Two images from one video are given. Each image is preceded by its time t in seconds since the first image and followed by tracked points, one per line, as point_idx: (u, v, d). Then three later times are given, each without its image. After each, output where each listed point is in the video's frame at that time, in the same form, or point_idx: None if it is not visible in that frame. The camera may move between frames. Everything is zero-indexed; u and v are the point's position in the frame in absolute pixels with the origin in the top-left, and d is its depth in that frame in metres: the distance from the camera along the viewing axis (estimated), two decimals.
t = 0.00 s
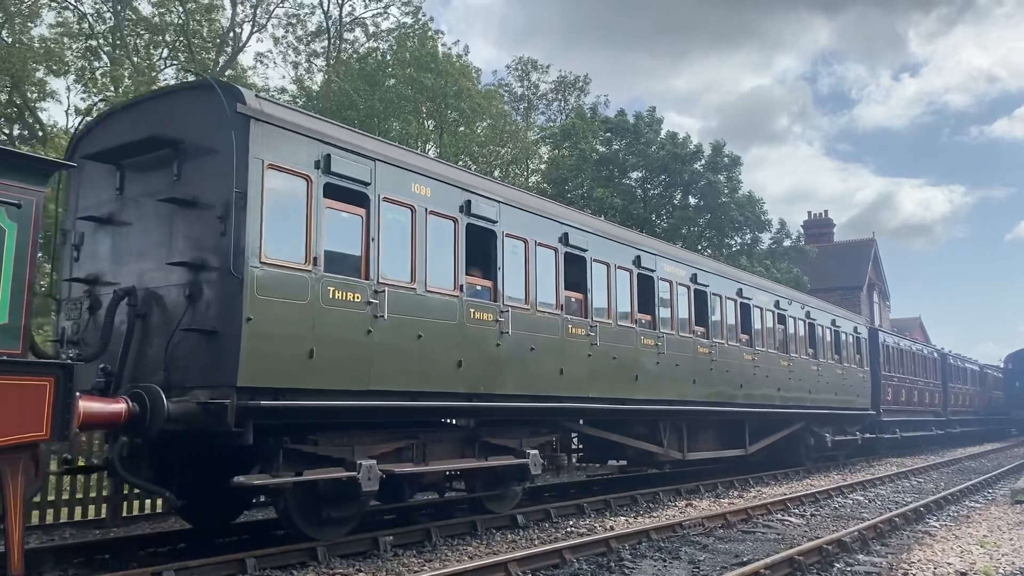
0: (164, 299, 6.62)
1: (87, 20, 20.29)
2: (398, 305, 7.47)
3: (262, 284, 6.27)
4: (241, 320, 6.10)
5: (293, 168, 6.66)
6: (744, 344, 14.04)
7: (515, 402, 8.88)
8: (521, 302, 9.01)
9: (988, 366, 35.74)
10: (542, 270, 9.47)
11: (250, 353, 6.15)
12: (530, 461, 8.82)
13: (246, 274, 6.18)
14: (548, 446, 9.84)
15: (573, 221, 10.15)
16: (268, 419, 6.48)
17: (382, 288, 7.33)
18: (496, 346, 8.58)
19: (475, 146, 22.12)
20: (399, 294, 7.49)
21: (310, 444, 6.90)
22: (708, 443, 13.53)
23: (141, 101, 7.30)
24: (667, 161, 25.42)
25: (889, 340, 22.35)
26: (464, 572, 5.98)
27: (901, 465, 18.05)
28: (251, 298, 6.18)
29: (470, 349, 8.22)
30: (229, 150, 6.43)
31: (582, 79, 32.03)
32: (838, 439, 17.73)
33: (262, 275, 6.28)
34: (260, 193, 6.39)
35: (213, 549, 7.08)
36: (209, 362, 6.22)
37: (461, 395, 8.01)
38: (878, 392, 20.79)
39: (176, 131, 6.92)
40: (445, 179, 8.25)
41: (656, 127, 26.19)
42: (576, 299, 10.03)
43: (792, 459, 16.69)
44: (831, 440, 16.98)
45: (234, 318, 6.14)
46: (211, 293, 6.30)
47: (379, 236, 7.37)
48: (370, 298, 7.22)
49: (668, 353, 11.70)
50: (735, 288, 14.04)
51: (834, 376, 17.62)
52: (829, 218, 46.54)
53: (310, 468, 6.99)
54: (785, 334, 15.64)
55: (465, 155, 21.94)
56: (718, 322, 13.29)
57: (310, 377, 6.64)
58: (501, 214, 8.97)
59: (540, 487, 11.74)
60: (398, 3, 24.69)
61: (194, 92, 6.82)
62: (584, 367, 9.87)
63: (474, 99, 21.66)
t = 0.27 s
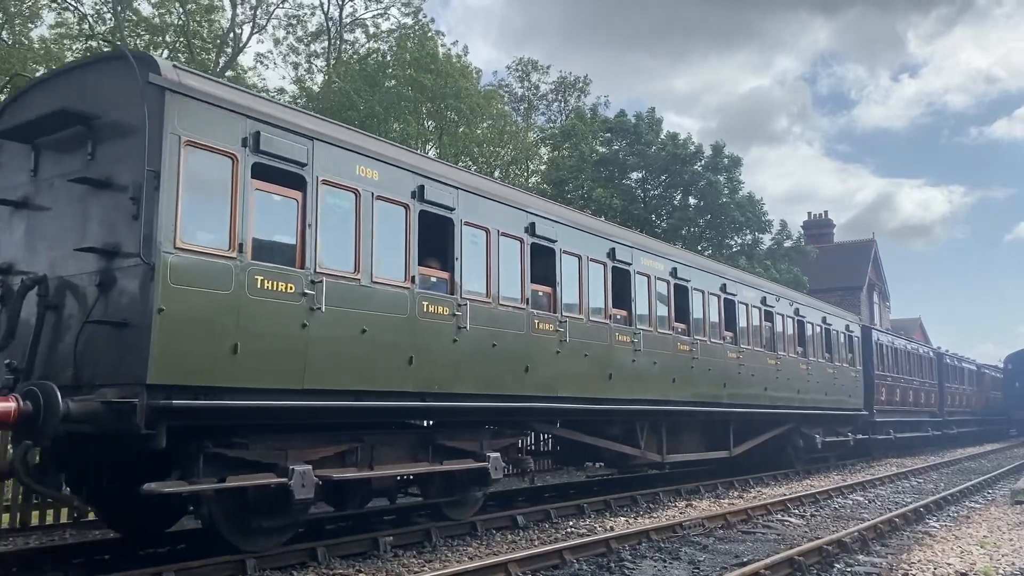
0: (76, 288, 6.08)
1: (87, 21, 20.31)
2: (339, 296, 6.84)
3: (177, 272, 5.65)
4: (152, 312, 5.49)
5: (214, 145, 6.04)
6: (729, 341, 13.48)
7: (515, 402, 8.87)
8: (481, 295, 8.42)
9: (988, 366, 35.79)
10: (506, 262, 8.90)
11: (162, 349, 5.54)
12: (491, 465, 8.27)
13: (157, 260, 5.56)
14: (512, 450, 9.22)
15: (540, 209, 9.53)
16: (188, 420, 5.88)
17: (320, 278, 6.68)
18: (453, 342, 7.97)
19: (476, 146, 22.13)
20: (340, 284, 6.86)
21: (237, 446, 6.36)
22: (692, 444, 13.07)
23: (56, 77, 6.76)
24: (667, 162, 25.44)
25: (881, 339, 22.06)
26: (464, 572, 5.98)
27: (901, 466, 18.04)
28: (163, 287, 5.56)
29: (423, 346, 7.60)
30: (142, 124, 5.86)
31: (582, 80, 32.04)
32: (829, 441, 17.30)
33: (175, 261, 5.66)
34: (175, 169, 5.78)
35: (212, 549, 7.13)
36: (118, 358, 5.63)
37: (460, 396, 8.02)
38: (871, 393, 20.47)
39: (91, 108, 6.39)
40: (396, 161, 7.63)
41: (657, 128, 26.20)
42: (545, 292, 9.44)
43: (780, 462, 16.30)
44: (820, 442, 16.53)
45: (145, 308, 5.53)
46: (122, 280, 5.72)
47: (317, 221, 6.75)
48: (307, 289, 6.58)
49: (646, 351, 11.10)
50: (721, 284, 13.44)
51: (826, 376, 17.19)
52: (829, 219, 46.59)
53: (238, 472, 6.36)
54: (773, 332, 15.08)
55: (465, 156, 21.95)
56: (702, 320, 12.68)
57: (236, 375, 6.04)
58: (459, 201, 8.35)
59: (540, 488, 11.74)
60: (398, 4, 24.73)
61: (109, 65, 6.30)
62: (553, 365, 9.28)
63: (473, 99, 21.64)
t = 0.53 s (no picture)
0: None
1: (87, 21, 20.31)
2: (272, 286, 6.37)
3: (71, 257, 5.12)
4: (43, 300, 4.97)
5: (121, 118, 5.52)
6: (712, 339, 13.09)
7: (513, 402, 8.86)
8: (435, 288, 7.94)
9: (988, 367, 35.81)
10: (463, 253, 8.42)
11: (57, 342, 5.03)
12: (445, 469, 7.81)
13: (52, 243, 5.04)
14: (471, 452, 8.80)
15: (502, 197, 9.06)
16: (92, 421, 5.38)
17: (246, 266, 6.17)
18: (403, 337, 7.49)
19: (475, 146, 22.09)
20: (268, 274, 6.35)
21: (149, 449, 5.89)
22: (673, 445, 12.68)
23: None
24: (667, 162, 25.44)
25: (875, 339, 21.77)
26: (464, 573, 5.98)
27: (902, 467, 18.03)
28: (57, 273, 5.03)
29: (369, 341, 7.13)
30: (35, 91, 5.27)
31: (582, 81, 32.03)
32: (820, 441, 16.92)
33: (70, 246, 5.13)
34: (74, 144, 5.25)
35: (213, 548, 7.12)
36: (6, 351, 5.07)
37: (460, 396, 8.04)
38: (865, 393, 20.20)
39: None
40: (338, 141, 7.15)
41: (657, 128, 26.19)
42: (509, 286, 9.02)
43: (767, 462, 15.89)
44: (810, 443, 16.18)
45: (36, 295, 4.99)
46: (12, 266, 5.14)
47: (243, 205, 6.24)
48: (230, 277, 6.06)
49: (620, 348, 10.67)
50: (702, 279, 13.08)
51: (816, 376, 16.89)
52: (829, 219, 46.60)
53: (156, 480, 5.92)
54: (759, 330, 14.68)
55: (464, 156, 21.93)
56: (681, 316, 12.28)
57: (147, 371, 5.53)
58: (410, 185, 7.86)
59: (540, 488, 11.73)
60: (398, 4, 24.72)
61: None
62: (516, 362, 8.84)
63: (473, 100, 21.60)
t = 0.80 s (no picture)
0: None
1: (87, 21, 20.33)
2: (181, 274, 5.74)
3: None
4: None
5: (8, 86, 4.97)
6: (692, 336, 12.71)
7: (509, 402, 8.87)
8: (382, 279, 7.37)
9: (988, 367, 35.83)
10: (416, 241, 7.86)
11: None
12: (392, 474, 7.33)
13: None
14: (426, 455, 8.35)
15: (460, 181, 8.53)
16: None
17: (156, 252, 5.60)
18: (344, 331, 6.92)
19: (473, 146, 22.04)
20: (183, 260, 5.77)
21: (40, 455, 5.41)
22: (651, 446, 12.45)
23: None
24: (667, 162, 25.44)
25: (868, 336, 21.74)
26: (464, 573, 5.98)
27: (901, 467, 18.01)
28: None
29: (305, 335, 6.55)
30: None
31: (582, 81, 32.02)
32: (807, 442, 16.72)
33: None
34: None
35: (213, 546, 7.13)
36: None
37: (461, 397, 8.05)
38: (856, 393, 20.06)
39: None
40: (266, 117, 6.56)
41: (657, 128, 26.19)
42: (469, 277, 8.52)
43: (754, 462, 15.55)
44: (795, 444, 15.85)
45: None
46: None
47: (155, 186, 5.68)
48: (138, 263, 5.50)
49: (591, 345, 10.21)
50: (683, 274, 12.73)
51: (805, 374, 16.68)
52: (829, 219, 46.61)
53: (42, 488, 5.41)
54: (744, 327, 14.39)
55: (464, 156, 21.91)
56: (659, 313, 11.90)
57: (38, 368, 4.97)
58: (354, 167, 7.29)
59: (540, 488, 11.75)
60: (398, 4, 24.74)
61: None
62: (475, 359, 8.33)
63: (472, 100, 21.59)
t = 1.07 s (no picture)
0: None
1: (87, 22, 20.35)
2: (66, 255, 5.13)
3: None
4: None
5: None
6: (672, 332, 12.32)
7: (509, 402, 8.88)
8: (319, 267, 6.83)
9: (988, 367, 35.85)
10: (358, 227, 7.31)
11: None
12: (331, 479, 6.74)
13: None
14: (376, 456, 7.70)
15: (413, 166, 8.03)
16: None
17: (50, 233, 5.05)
18: (274, 324, 6.37)
19: (474, 147, 22.04)
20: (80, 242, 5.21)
21: None
22: (627, 447, 12.06)
23: None
24: (668, 162, 25.45)
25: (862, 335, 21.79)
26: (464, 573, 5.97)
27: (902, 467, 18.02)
28: None
29: (223, 327, 5.99)
30: None
31: (582, 81, 32.02)
32: (795, 443, 16.47)
33: None
34: None
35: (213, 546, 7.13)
36: None
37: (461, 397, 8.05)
38: (848, 393, 19.95)
39: None
40: (179, 87, 5.95)
41: (657, 128, 26.20)
42: (422, 267, 8.02)
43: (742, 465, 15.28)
44: (782, 445, 15.58)
45: None
46: None
47: (46, 160, 5.10)
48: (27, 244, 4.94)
49: (559, 339, 9.81)
50: (663, 268, 12.30)
51: (793, 373, 16.34)
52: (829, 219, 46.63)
53: None
54: (727, 324, 14.01)
55: (464, 156, 21.89)
56: (636, 308, 11.45)
57: None
58: (287, 144, 6.70)
59: (540, 489, 11.77)
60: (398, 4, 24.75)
61: None
62: (428, 355, 7.81)
63: (472, 100, 21.60)
